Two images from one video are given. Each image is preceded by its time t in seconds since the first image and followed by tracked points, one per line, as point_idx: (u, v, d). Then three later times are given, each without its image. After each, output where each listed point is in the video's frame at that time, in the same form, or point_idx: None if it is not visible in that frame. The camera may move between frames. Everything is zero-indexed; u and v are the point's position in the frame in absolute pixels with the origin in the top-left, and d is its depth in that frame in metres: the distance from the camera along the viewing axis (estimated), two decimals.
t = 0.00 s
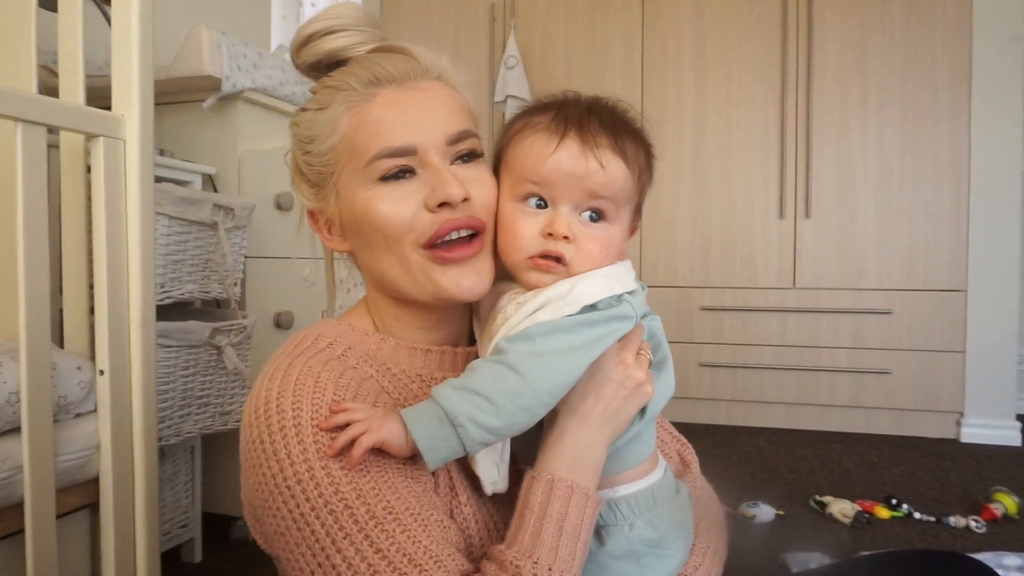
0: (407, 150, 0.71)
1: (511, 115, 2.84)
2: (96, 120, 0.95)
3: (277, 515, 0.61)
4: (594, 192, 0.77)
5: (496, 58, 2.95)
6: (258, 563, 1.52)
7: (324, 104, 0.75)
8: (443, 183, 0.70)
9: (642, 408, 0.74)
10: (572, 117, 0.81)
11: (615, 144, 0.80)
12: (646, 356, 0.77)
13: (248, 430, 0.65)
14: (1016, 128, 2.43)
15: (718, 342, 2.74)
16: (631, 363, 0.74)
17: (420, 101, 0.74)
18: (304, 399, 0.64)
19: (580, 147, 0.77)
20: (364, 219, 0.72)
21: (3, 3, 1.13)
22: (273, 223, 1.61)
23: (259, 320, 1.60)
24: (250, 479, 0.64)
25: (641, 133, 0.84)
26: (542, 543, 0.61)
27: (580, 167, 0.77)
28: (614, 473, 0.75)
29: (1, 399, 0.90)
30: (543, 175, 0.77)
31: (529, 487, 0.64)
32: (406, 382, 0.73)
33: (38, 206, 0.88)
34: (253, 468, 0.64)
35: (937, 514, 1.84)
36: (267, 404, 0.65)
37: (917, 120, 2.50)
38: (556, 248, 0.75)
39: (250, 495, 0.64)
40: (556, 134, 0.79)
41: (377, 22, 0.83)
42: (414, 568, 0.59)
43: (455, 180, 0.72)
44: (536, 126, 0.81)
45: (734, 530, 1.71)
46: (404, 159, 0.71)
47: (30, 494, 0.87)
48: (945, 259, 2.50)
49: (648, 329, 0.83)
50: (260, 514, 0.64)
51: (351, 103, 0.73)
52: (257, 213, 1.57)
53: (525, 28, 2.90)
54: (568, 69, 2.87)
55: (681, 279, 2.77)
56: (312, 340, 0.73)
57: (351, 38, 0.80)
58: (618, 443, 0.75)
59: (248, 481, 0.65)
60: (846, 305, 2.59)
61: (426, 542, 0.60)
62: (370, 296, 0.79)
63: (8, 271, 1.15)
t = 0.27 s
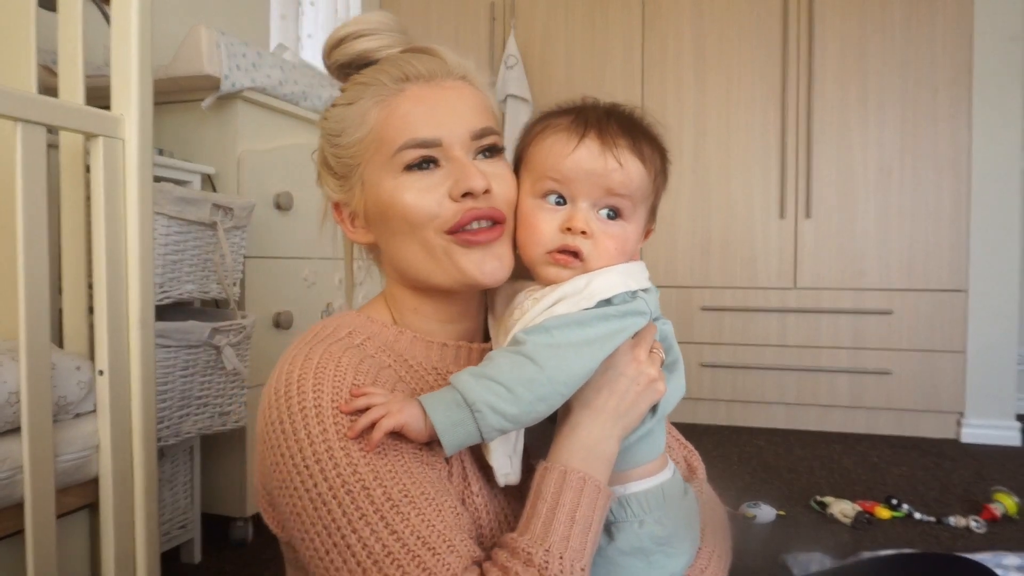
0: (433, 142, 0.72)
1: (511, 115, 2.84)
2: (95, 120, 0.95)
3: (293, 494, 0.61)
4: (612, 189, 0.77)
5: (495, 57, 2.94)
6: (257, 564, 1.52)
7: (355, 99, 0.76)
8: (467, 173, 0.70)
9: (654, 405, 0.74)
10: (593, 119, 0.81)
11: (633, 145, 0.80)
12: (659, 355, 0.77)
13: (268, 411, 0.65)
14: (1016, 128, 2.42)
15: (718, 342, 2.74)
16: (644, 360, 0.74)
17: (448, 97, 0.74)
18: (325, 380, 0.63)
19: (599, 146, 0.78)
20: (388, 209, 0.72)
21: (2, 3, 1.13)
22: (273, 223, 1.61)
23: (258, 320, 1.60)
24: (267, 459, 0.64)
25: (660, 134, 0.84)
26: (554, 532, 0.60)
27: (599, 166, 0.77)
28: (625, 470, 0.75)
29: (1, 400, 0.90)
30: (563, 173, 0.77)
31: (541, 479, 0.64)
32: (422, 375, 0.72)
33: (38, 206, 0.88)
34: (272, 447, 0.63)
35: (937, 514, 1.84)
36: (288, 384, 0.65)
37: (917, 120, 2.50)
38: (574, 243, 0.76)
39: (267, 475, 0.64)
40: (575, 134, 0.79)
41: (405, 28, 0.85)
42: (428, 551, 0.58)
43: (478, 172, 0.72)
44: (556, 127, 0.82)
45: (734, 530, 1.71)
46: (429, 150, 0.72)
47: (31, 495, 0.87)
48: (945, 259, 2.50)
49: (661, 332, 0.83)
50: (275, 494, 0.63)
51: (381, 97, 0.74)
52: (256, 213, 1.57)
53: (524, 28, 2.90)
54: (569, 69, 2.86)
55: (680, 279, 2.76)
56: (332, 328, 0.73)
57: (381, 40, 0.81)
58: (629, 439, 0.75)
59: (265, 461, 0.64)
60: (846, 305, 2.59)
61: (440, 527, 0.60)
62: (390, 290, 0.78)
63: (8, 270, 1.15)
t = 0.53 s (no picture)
0: (463, 139, 0.72)
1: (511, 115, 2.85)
2: (96, 120, 0.95)
3: (312, 473, 0.61)
4: (629, 192, 0.78)
5: (496, 57, 2.95)
6: (257, 563, 1.53)
7: (389, 97, 0.76)
8: (494, 172, 0.71)
9: (665, 403, 0.75)
10: (613, 125, 0.82)
11: (651, 151, 0.81)
12: (670, 356, 0.78)
13: (290, 392, 0.65)
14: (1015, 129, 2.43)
15: (718, 342, 2.74)
16: (655, 360, 0.75)
17: (479, 99, 0.75)
18: (349, 364, 0.64)
19: (619, 151, 0.79)
20: (415, 203, 0.72)
21: (3, 4, 1.13)
22: (273, 223, 1.61)
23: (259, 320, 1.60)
24: (287, 440, 0.64)
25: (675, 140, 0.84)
26: (567, 521, 0.60)
27: (617, 169, 0.78)
28: (635, 466, 0.75)
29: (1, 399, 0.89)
30: (582, 175, 0.78)
31: (556, 468, 0.64)
32: (442, 368, 0.72)
33: (39, 206, 0.88)
34: (293, 427, 0.63)
35: (937, 513, 1.84)
36: (312, 366, 0.65)
37: (917, 120, 2.51)
38: (592, 242, 0.76)
39: (286, 455, 0.64)
40: (596, 139, 0.80)
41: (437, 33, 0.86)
42: (444, 534, 0.58)
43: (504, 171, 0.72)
44: (576, 133, 0.82)
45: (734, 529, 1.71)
46: (458, 147, 0.72)
47: (31, 494, 0.87)
48: (945, 259, 2.50)
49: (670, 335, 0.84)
50: (293, 474, 0.63)
51: (415, 96, 0.75)
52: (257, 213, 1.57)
53: (525, 28, 2.90)
54: (569, 70, 2.87)
55: (680, 279, 2.77)
56: (355, 318, 0.73)
57: (414, 44, 0.81)
58: (640, 436, 0.75)
59: (284, 441, 0.64)
60: (846, 305, 2.60)
61: (457, 512, 0.59)
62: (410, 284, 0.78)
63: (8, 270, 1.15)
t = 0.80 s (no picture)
0: (469, 138, 0.72)
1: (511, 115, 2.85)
2: (96, 120, 0.95)
3: (321, 467, 0.61)
4: (634, 191, 0.78)
5: (496, 57, 2.95)
6: (257, 563, 1.53)
7: (395, 97, 0.77)
8: (500, 168, 0.71)
9: (672, 403, 0.75)
10: (617, 126, 0.83)
11: (656, 150, 0.81)
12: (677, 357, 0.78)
13: (300, 387, 0.66)
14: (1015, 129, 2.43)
15: (717, 342, 2.74)
16: (663, 359, 0.75)
17: (484, 97, 0.75)
18: (360, 359, 0.64)
19: (624, 150, 0.79)
20: (422, 202, 0.72)
21: (3, 4, 1.13)
22: (274, 223, 1.61)
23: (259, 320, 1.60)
24: (296, 434, 0.64)
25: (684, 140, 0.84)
26: (574, 518, 0.61)
27: (623, 168, 0.78)
28: (641, 465, 0.75)
29: (2, 399, 0.90)
30: (588, 174, 0.78)
31: (563, 466, 0.64)
32: (450, 364, 0.72)
33: (40, 206, 0.88)
34: (302, 421, 0.64)
35: (936, 513, 1.84)
36: (322, 361, 0.65)
37: (916, 120, 2.51)
38: (598, 240, 0.76)
39: (295, 449, 0.64)
40: (601, 139, 0.80)
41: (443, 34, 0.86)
42: (452, 529, 0.58)
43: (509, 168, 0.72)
44: (582, 133, 0.83)
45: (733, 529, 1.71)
46: (464, 146, 0.72)
47: (32, 494, 0.87)
48: (944, 259, 2.51)
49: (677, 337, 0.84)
50: (301, 467, 0.63)
51: (421, 96, 0.75)
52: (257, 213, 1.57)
53: (525, 28, 2.90)
54: (569, 70, 2.87)
55: (680, 279, 2.77)
56: (363, 314, 0.73)
57: (420, 44, 0.81)
58: (647, 435, 0.75)
59: (293, 435, 0.65)
60: (845, 305, 2.60)
61: (465, 507, 0.60)
62: (417, 281, 0.79)
63: (10, 270, 1.15)
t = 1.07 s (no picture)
0: (460, 138, 0.72)
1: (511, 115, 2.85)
2: (95, 119, 0.95)
3: (316, 472, 0.61)
4: (633, 191, 0.78)
5: (495, 57, 2.94)
6: (257, 564, 1.52)
7: (383, 99, 0.76)
8: (492, 169, 0.71)
9: (672, 405, 0.74)
10: (616, 125, 0.82)
11: (655, 149, 0.81)
12: (678, 359, 0.77)
13: (295, 390, 0.65)
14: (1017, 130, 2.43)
15: (718, 342, 2.74)
16: (664, 361, 0.75)
17: (474, 96, 0.75)
18: (353, 362, 0.64)
19: (623, 149, 0.79)
20: (416, 205, 0.72)
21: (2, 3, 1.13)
22: (273, 223, 1.61)
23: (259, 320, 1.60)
24: (290, 438, 0.64)
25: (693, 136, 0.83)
26: (572, 522, 0.60)
27: (622, 167, 0.78)
28: (640, 468, 0.75)
29: (1, 399, 0.89)
30: (587, 175, 0.78)
31: (561, 470, 0.64)
32: (446, 367, 0.72)
33: (39, 206, 0.88)
34: (296, 425, 0.63)
35: (937, 514, 1.84)
36: (316, 364, 0.65)
37: (917, 120, 2.50)
38: (597, 241, 0.76)
39: (289, 454, 0.64)
40: (600, 138, 0.80)
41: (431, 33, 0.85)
42: (447, 535, 0.58)
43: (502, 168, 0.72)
44: (580, 132, 0.83)
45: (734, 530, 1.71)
46: (456, 147, 0.72)
47: (31, 493, 0.87)
48: (945, 259, 2.50)
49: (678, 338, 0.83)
50: (295, 472, 0.63)
51: (409, 97, 0.75)
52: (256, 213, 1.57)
53: (524, 28, 2.90)
54: (569, 70, 2.86)
55: (680, 279, 2.76)
56: (359, 317, 0.73)
57: (407, 44, 0.81)
58: (647, 438, 0.75)
59: (288, 439, 0.64)
60: (846, 305, 2.59)
61: (460, 513, 0.59)
62: (413, 282, 0.78)
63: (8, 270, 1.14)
